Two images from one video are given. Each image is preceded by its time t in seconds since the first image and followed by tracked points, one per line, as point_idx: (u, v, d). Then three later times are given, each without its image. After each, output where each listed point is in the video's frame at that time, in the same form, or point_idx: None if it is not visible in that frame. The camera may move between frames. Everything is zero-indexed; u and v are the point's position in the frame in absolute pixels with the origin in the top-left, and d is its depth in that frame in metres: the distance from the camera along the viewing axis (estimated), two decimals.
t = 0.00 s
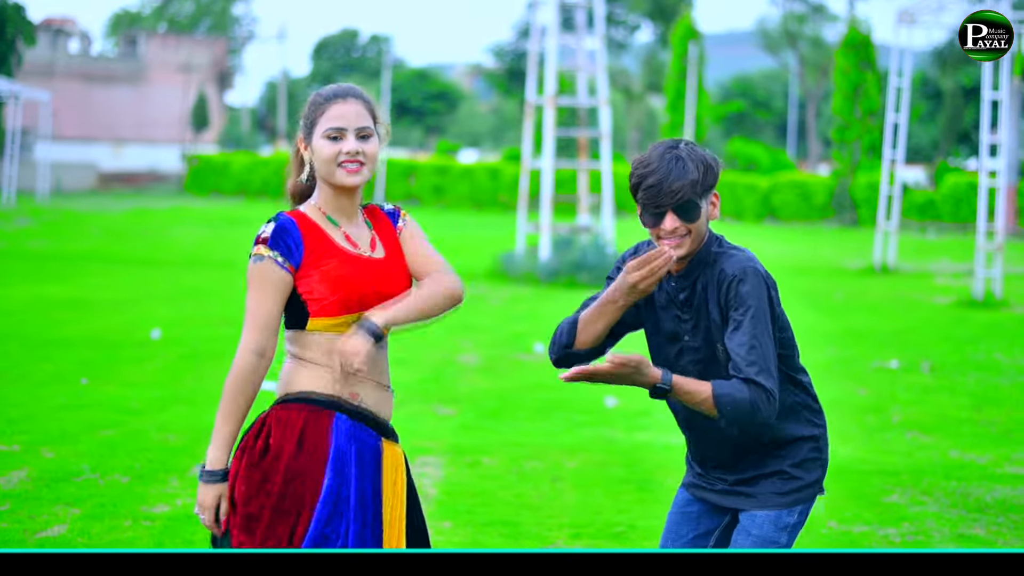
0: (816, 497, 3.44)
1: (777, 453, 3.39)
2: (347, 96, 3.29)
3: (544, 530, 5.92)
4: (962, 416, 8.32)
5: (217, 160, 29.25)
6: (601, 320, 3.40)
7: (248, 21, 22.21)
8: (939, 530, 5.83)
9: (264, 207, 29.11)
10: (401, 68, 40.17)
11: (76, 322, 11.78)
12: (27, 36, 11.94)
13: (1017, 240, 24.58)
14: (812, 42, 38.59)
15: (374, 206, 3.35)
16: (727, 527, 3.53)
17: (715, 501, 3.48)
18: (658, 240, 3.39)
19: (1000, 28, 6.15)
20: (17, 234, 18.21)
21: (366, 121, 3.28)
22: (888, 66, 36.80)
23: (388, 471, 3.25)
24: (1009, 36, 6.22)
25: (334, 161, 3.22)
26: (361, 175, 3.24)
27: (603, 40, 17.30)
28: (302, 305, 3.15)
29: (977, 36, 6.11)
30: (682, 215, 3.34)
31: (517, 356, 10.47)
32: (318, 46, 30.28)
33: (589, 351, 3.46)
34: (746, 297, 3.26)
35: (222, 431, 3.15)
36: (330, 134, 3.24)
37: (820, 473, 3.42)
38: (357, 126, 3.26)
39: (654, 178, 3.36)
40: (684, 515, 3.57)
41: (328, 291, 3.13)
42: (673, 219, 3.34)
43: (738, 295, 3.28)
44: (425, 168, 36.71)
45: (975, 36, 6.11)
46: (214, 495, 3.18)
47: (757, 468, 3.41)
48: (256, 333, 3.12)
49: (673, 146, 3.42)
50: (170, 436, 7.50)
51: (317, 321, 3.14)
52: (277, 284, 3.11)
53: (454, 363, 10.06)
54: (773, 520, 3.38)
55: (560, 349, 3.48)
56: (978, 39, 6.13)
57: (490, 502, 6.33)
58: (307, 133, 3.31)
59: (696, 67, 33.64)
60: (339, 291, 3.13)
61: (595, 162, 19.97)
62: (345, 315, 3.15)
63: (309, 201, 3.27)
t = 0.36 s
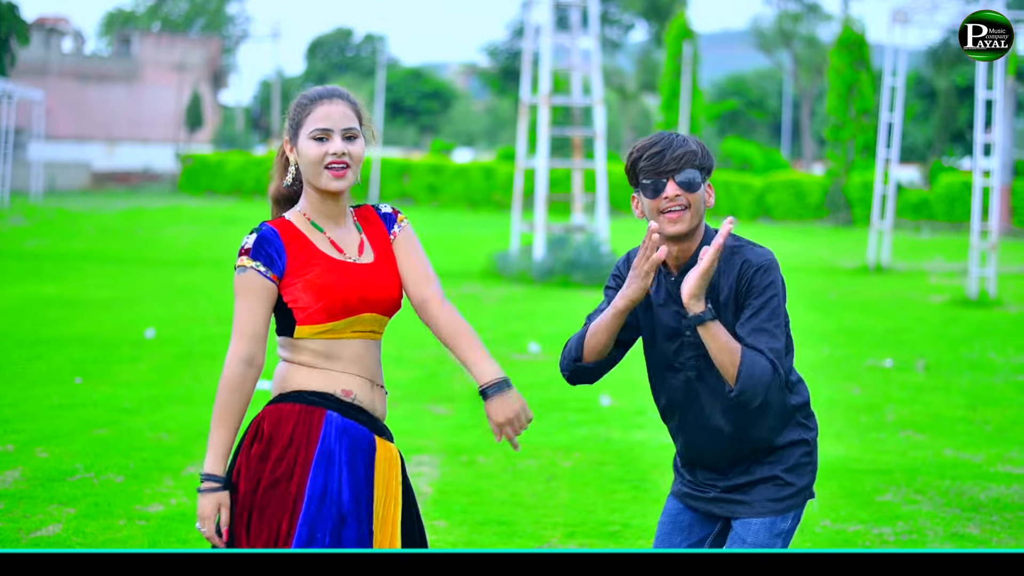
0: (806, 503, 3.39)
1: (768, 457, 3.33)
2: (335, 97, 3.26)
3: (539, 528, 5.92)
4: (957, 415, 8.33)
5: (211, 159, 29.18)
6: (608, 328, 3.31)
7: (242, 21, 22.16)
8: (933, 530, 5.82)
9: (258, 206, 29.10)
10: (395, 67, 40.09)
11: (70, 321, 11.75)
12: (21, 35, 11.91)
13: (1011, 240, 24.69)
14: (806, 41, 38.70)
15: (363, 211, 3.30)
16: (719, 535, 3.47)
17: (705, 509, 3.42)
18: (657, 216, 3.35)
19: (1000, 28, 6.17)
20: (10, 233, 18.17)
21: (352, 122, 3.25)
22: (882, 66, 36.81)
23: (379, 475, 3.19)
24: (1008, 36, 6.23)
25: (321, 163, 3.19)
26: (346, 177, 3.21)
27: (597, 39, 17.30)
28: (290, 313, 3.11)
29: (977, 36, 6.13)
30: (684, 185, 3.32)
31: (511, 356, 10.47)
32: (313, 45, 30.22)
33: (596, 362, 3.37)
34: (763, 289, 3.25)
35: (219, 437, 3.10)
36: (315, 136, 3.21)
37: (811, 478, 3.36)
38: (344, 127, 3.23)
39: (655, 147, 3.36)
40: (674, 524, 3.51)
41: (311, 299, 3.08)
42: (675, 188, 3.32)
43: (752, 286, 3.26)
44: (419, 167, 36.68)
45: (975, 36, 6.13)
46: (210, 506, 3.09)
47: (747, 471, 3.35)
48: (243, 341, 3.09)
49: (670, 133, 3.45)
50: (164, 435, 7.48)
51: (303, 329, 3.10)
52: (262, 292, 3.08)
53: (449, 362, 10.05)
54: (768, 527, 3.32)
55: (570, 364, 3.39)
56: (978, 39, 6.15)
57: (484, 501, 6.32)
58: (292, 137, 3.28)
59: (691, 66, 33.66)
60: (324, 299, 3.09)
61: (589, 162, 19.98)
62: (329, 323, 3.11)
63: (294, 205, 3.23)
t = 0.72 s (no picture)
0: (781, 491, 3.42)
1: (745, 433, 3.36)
2: (331, 97, 3.31)
3: (535, 527, 5.91)
4: (951, 412, 8.35)
5: (204, 157, 29.08)
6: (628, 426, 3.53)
7: (236, 19, 22.06)
8: (928, 527, 5.84)
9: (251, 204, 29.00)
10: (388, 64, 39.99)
11: (64, 319, 11.73)
12: (14, 32, 11.88)
13: (1005, 239, 24.73)
14: (801, 39, 38.71)
15: (355, 211, 3.36)
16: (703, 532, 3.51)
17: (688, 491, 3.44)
18: (661, 161, 3.40)
19: (1000, 28, 6.22)
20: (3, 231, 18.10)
21: (348, 122, 3.29)
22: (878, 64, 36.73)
23: (377, 464, 3.28)
24: (1008, 36, 6.27)
25: (316, 163, 3.24)
26: (343, 176, 3.26)
27: (592, 37, 17.29)
28: (287, 311, 3.17)
29: (977, 36, 6.18)
30: (692, 132, 3.38)
31: (506, 353, 10.47)
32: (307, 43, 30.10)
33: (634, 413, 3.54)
34: (765, 250, 3.24)
35: (210, 436, 3.18)
36: (311, 136, 3.26)
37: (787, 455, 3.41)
38: (339, 128, 3.28)
39: (669, 96, 3.45)
40: (661, 523, 3.53)
41: (310, 296, 3.14)
42: (683, 134, 3.38)
43: (750, 248, 3.26)
44: (413, 165, 36.50)
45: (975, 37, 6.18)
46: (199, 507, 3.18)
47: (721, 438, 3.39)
48: (238, 340, 3.15)
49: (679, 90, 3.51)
50: (160, 433, 7.47)
51: (301, 325, 3.16)
52: (256, 292, 3.13)
53: (444, 360, 10.05)
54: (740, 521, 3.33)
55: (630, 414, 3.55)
56: (978, 40, 6.18)
57: (480, 498, 6.32)
58: (288, 134, 3.32)
59: (685, 65, 33.62)
60: (320, 295, 3.14)
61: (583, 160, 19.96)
62: (329, 318, 3.17)
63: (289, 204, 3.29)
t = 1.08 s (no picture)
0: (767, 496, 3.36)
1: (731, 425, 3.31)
2: (342, 94, 3.28)
3: (531, 524, 5.90)
4: (947, 410, 8.36)
5: (198, 154, 29.03)
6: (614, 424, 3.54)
7: (230, 16, 22.01)
8: (925, 525, 5.84)
9: (246, 201, 28.98)
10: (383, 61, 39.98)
11: (58, 317, 11.70)
12: (9, 30, 11.86)
13: (999, 236, 24.81)
14: (795, 36, 38.82)
15: (352, 210, 3.35)
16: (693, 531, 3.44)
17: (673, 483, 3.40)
18: (674, 148, 3.40)
19: (1000, 28, 6.23)
20: None
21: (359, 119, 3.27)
22: (870, 61, 36.89)
23: (357, 475, 3.22)
24: (1009, 35, 6.28)
25: (329, 159, 3.21)
26: (352, 172, 3.24)
27: (587, 35, 17.30)
28: (282, 301, 3.11)
29: (977, 36, 6.21)
30: (706, 123, 3.37)
31: (502, 351, 10.46)
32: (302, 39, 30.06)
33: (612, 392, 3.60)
34: (776, 236, 3.22)
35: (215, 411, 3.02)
36: (325, 131, 3.22)
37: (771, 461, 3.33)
38: (352, 124, 3.25)
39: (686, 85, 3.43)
40: (648, 529, 3.48)
41: (308, 290, 3.10)
42: (696, 124, 3.37)
43: (760, 232, 3.24)
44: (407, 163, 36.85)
45: (976, 36, 6.19)
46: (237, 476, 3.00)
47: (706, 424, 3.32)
48: (228, 324, 3.04)
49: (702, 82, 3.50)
50: (155, 431, 7.45)
51: (295, 319, 3.11)
52: (255, 279, 3.06)
53: (439, 358, 10.03)
54: (730, 516, 3.29)
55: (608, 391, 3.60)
56: (978, 39, 6.20)
57: (476, 496, 6.31)
58: (292, 126, 3.27)
59: (679, 62, 33.69)
60: (320, 289, 3.10)
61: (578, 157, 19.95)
62: (324, 314, 3.12)
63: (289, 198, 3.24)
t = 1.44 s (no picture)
0: (756, 503, 3.37)
1: (723, 426, 3.32)
2: (318, 103, 3.29)
3: (526, 522, 5.89)
4: (942, 409, 8.35)
5: (194, 151, 28.96)
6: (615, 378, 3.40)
7: (226, 14, 21.96)
8: (919, 524, 5.84)
9: (242, 197, 28.90)
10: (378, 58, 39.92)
11: (54, 314, 11.67)
12: (5, 27, 11.83)
13: (995, 234, 24.80)
14: (791, 33, 38.89)
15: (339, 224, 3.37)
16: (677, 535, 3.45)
17: (657, 489, 3.40)
18: (667, 171, 3.46)
19: (1000, 28, 6.23)
20: None
21: (337, 130, 3.28)
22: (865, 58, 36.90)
23: (344, 488, 3.28)
24: (1008, 35, 6.28)
25: (308, 172, 3.23)
26: (335, 186, 3.25)
27: (583, 32, 17.29)
28: (280, 315, 3.15)
29: (977, 36, 6.21)
30: (697, 146, 3.43)
31: (497, 349, 10.45)
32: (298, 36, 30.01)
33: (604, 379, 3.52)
34: (768, 237, 3.29)
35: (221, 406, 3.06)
36: (300, 145, 3.25)
37: (762, 465, 3.33)
38: (328, 136, 3.26)
39: (677, 106, 3.47)
40: (634, 534, 3.49)
41: (309, 306, 3.14)
42: (687, 149, 3.43)
43: (755, 233, 3.31)
44: (403, 158, 36.00)
45: (975, 36, 6.20)
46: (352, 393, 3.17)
47: (701, 425, 3.34)
48: (236, 330, 3.07)
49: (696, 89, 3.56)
50: (150, 428, 7.44)
51: (292, 335, 3.16)
52: (257, 288, 3.08)
53: (434, 355, 10.02)
54: (714, 519, 3.30)
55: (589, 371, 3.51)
56: (978, 39, 6.21)
57: (470, 494, 6.30)
58: (277, 142, 3.30)
59: (675, 59, 33.65)
60: (318, 305, 3.15)
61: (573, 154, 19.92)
62: (320, 332, 3.18)
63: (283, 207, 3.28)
